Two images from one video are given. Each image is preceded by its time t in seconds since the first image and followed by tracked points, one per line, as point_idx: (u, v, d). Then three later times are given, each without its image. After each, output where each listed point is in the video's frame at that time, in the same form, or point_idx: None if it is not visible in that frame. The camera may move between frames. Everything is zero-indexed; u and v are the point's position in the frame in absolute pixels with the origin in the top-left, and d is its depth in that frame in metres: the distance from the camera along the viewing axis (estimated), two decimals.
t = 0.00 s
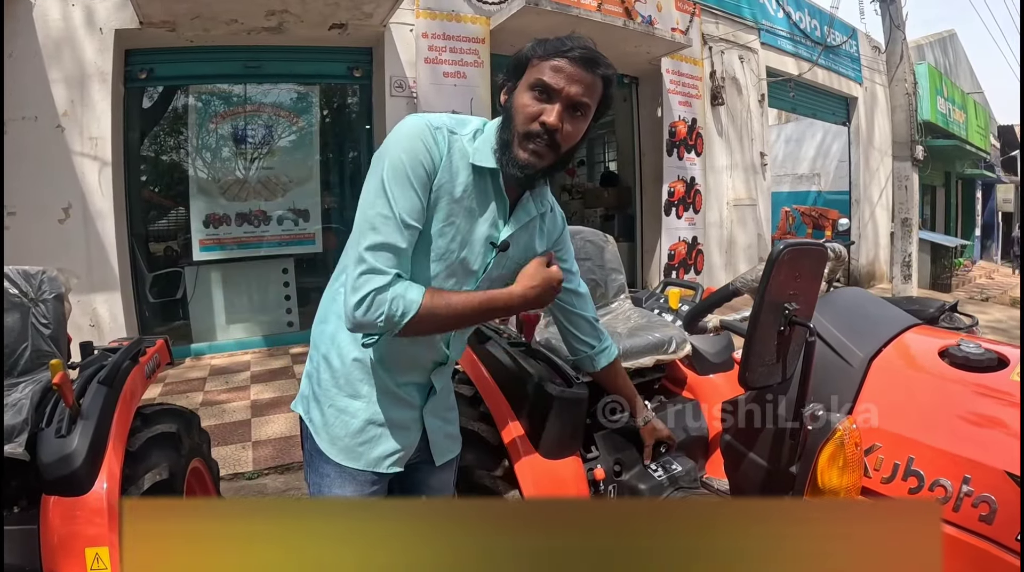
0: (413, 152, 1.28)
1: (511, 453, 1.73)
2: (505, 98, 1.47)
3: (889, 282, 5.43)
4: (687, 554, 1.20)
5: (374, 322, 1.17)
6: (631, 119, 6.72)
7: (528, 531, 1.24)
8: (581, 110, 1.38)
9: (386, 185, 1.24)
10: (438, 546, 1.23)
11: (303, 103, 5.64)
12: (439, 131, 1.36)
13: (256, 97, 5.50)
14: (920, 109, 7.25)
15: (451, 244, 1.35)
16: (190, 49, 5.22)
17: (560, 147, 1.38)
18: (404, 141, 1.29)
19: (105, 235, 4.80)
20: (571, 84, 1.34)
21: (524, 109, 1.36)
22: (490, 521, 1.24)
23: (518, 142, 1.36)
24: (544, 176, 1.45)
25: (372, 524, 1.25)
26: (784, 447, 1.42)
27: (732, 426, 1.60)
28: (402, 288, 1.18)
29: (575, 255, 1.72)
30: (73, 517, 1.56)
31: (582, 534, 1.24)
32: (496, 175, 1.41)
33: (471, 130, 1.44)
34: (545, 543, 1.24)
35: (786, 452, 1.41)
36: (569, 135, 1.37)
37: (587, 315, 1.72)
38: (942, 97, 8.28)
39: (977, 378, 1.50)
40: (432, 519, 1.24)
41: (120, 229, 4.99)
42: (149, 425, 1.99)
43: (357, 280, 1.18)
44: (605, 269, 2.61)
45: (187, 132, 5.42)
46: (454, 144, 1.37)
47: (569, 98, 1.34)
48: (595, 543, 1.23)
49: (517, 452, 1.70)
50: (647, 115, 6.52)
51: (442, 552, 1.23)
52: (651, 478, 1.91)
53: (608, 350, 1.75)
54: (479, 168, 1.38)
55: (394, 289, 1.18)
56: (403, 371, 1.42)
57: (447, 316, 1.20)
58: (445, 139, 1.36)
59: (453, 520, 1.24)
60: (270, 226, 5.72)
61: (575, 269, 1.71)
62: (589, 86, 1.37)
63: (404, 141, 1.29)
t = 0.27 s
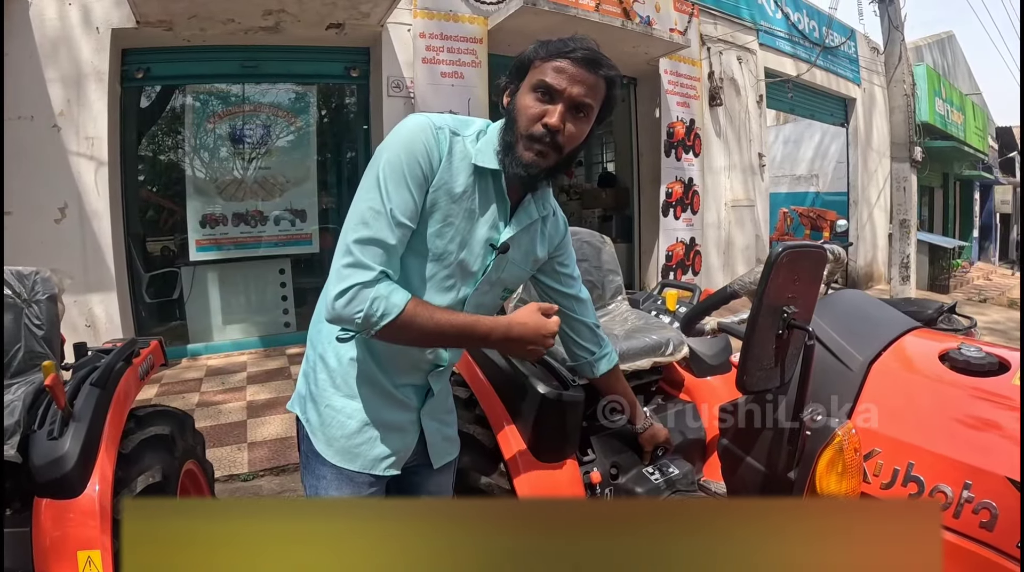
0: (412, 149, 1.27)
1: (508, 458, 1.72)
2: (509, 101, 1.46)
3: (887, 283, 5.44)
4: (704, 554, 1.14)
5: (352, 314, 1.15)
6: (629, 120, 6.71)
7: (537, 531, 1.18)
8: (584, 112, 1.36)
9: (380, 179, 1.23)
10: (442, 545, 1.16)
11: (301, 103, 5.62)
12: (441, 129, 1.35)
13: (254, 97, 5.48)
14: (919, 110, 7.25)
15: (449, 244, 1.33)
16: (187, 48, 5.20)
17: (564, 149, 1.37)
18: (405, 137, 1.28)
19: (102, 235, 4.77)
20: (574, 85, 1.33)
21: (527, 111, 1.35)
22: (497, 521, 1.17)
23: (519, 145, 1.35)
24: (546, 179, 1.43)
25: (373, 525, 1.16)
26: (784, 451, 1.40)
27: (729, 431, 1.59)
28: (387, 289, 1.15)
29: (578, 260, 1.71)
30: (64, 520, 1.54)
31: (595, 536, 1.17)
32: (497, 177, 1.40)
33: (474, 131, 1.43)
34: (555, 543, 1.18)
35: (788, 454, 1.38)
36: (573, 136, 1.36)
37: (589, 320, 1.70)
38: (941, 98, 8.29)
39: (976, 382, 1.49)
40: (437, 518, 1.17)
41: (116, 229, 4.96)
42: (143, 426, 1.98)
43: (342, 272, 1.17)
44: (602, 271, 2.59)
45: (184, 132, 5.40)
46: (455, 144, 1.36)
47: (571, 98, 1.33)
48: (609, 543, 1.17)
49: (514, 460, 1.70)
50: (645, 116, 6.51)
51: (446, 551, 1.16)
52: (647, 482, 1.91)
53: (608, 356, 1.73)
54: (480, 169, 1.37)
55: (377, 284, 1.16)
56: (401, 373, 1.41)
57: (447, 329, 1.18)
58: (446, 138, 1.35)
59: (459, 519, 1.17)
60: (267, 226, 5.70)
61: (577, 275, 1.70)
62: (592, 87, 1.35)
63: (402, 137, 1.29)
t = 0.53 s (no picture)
0: (406, 150, 1.26)
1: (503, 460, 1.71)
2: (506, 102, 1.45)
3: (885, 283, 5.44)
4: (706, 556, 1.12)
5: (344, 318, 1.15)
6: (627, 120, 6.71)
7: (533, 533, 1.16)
8: (582, 115, 1.35)
9: (374, 180, 1.22)
10: (437, 547, 1.14)
11: (299, 103, 5.61)
12: (437, 130, 1.34)
13: (252, 96, 5.46)
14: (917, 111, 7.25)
15: (444, 246, 1.32)
16: (185, 47, 5.19)
17: (562, 151, 1.36)
18: (400, 138, 1.27)
19: (98, 234, 4.75)
20: (573, 87, 1.32)
21: (525, 112, 1.35)
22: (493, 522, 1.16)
23: (517, 147, 1.34)
24: (544, 180, 1.43)
25: (369, 525, 1.14)
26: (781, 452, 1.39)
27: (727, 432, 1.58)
28: (381, 294, 1.15)
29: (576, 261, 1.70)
30: (57, 520, 1.54)
31: (594, 536, 1.16)
32: (494, 178, 1.39)
33: (471, 132, 1.42)
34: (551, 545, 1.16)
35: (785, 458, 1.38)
36: (570, 139, 1.36)
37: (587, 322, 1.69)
38: (939, 99, 8.30)
39: (975, 384, 1.48)
40: (433, 517, 1.15)
41: (113, 228, 4.94)
42: (136, 426, 1.96)
43: (335, 275, 1.16)
44: (599, 271, 2.58)
45: (182, 131, 5.38)
46: (451, 145, 1.35)
47: (570, 101, 1.32)
48: (606, 545, 1.15)
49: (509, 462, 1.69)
50: (643, 116, 6.50)
51: (441, 553, 1.14)
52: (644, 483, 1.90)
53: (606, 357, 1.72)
54: (477, 171, 1.36)
55: (371, 288, 1.15)
56: (393, 373, 1.39)
57: (443, 335, 1.19)
58: (442, 138, 1.34)
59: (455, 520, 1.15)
60: (264, 226, 5.68)
61: (575, 275, 1.69)
62: (591, 90, 1.35)
63: (397, 138, 1.27)
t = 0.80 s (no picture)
0: (405, 153, 1.25)
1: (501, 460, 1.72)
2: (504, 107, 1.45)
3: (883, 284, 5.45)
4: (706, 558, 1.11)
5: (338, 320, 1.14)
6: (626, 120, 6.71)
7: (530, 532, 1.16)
8: (581, 122, 1.35)
9: (371, 182, 1.21)
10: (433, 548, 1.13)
11: (297, 102, 5.60)
12: (436, 133, 1.33)
13: (251, 95, 5.45)
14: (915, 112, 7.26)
15: (438, 250, 1.32)
16: (183, 46, 5.17)
17: (559, 159, 1.35)
18: (399, 141, 1.26)
19: (95, 233, 4.74)
20: (570, 94, 1.31)
21: (522, 120, 1.34)
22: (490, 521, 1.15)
23: (513, 153, 1.34)
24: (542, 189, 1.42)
25: (364, 525, 1.13)
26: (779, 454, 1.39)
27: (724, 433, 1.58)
28: (376, 298, 1.14)
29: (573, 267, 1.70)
30: (53, 519, 1.53)
31: (592, 536, 1.15)
32: (491, 184, 1.38)
33: (470, 136, 1.41)
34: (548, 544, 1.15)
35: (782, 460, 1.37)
36: (568, 146, 1.35)
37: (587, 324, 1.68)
38: (938, 100, 8.31)
39: (973, 385, 1.48)
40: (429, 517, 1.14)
41: (110, 227, 4.93)
42: (132, 426, 1.95)
43: (330, 276, 1.15)
44: (596, 270, 2.58)
45: (180, 130, 5.36)
46: (449, 150, 1.34)
47: (567, 108, 1.32)
48: (603, 545, 1.14)
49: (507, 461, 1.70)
50: (642, 116, 6.50)
51: (437, 553, 1.13)
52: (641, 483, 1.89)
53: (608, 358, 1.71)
54: (473, 176, 1.36)
55: (367, 292, 1.15)
56: (381, 372, 1.39)
57: (438, 337, 1.19)
58: (440, 142, 1.33)
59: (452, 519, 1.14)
60: (262, 226, 5.67)
61: (575, 279, 1.68)
62: (589, 97, 1.34)
63: (396, 140, 1.27)
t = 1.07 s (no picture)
0: (398, 153, 1.25)
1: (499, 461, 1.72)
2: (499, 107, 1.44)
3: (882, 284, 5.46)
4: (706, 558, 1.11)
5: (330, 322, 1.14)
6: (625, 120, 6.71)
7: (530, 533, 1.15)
8: (576, 120, 1.35)
9: (363, 183, 1.21)
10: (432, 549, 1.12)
11: (296, 101, 5.59)
12: (429, 133, 1.33)
13: (250, 95, 5.45)
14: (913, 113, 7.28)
15: (432, 250, 1.31)
16: (182, 45, 5.16)
17: (554, 157, 1.35)
18: (393, 141, 1.26)
19: (93, 232, 4.73)
20: (566, 91, 1.31)
21: (518, 119, 1.34)
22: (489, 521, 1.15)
23: (509, 152, 1.34)
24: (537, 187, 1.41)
25: (361, 526, 1.13)
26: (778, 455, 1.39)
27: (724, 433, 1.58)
28: (368, 302, 1.14)
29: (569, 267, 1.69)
30: (52, 520, 1.53)
31: (592, 535, 1.15)
32: (485, 183, 1.38)
33: (464, 136, 1.41)
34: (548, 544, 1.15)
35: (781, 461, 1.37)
36: (564, 143, 1.35)
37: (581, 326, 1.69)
38: (936, 101, 8.32)
39: (972, 385, 1.48)
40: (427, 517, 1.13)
41: (109, 226, 4.92)
42: (129, 426, 1.94)
43: (323, 277, 1.15)
44: (595, 270, 2.58)
45: (179, 130, 5.35)
46: (443, 150, 1.34)
47: (563, 105, 1.32)
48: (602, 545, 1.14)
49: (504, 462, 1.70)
50: (641, 116, 6.50)
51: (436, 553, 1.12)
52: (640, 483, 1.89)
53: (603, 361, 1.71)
54: (468, 175, 1.35)
55: (359, 294, 1.15)
56: (374, 372, 1.39)
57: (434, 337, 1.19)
58: (433, 142, 1.33)
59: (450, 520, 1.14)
60: (260, 225, 5.66)
61: (570, 281, 1.68)
62: (586, 95, 1.34)
63: (388, 141, 1.26)
